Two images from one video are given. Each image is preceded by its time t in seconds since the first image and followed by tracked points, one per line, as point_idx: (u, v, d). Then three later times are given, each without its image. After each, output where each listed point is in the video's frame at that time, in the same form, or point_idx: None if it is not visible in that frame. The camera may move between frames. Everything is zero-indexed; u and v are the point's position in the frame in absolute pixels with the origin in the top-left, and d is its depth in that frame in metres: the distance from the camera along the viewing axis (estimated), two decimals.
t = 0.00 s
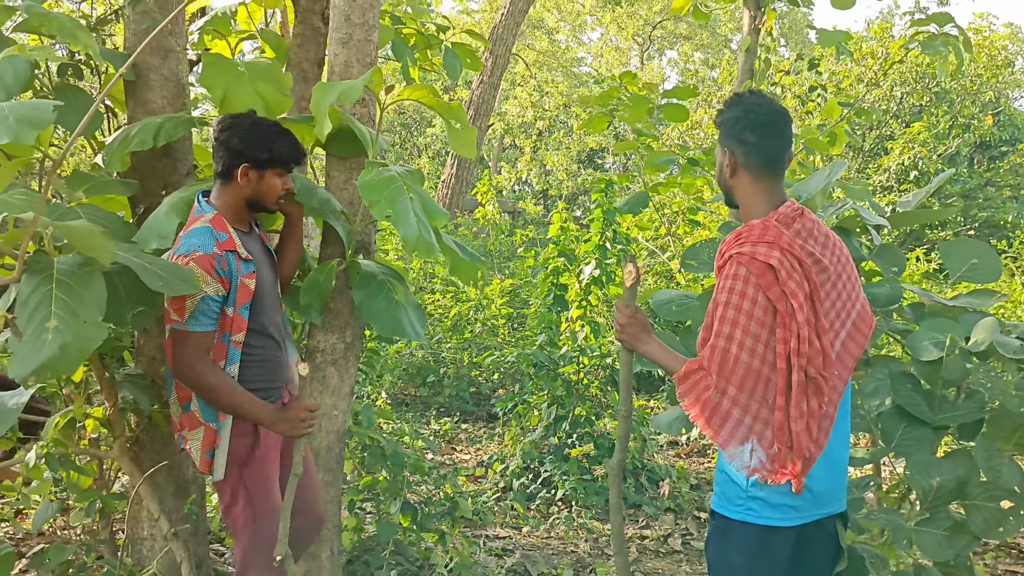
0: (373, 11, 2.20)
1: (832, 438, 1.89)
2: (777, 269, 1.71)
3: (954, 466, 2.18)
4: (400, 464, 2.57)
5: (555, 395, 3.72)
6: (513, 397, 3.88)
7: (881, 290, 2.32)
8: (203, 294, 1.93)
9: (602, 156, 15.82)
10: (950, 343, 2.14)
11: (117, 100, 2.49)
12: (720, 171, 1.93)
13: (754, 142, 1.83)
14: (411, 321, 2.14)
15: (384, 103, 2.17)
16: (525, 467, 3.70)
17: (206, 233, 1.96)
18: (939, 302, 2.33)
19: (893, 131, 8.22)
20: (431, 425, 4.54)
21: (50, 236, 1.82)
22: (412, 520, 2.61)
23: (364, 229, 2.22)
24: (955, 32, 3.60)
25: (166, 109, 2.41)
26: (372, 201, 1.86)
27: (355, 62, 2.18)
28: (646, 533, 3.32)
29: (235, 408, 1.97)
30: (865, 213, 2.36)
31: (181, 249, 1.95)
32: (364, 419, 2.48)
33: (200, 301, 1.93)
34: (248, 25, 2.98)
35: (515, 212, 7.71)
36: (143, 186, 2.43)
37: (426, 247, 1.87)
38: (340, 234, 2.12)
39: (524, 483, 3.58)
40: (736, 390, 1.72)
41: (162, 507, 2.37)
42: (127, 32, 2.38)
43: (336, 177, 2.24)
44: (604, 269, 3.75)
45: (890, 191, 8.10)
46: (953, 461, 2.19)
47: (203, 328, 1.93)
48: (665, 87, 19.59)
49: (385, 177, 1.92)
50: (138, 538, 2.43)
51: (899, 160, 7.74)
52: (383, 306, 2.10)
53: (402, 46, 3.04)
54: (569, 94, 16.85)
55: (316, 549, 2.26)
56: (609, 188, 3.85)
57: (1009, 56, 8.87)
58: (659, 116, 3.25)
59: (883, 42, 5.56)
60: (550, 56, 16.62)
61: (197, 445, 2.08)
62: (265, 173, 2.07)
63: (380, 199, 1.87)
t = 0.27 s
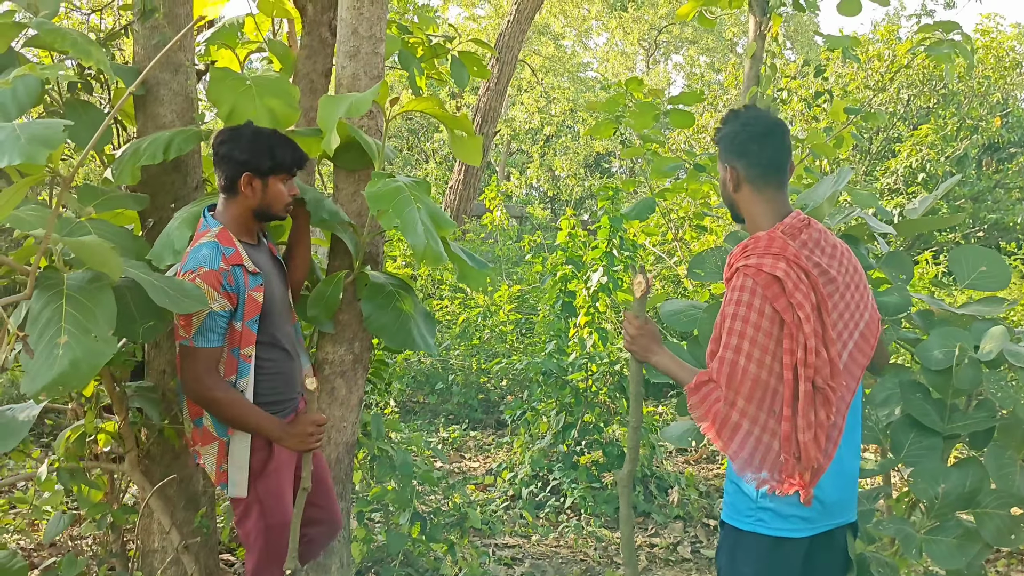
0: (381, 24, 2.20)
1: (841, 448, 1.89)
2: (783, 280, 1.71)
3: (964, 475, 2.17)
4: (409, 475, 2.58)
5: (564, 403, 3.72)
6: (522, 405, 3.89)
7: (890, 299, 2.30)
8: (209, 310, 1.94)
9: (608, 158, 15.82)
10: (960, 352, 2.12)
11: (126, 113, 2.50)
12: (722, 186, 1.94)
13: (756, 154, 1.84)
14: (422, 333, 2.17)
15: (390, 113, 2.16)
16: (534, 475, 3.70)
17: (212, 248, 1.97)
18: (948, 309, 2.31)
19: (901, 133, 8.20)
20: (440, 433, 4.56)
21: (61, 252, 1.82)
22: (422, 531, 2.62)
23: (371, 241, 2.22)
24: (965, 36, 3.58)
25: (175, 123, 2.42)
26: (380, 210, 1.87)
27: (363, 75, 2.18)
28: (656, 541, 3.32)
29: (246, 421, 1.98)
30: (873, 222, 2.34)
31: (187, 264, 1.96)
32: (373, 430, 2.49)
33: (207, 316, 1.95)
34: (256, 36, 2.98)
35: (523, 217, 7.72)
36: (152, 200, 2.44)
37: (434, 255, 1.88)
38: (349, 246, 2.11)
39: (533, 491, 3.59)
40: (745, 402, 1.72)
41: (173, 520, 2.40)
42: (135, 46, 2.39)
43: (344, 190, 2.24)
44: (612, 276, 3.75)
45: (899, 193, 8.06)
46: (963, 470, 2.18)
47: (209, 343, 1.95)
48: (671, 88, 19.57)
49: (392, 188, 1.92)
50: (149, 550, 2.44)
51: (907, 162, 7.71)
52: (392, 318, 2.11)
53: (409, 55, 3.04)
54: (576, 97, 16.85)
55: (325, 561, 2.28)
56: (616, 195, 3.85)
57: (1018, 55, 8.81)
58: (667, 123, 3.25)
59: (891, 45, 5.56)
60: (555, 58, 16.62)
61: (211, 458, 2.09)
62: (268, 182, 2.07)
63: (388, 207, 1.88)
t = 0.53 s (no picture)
0: (379, 42, 2.21)
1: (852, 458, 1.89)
2: (797, 292, 1.71)
3: (965, 490, 2.19)
4: (411, 491, 2.58)
5: (566, 416, 3.71)
6: (523, 419, 3.90)
7: (887, 312, 2.32)
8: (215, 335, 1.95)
9: (610, 167, 15.85)
10: (960, 367, 2.11)
11: (127, 132, 2.51)
12: (728, 205, 1.94)
13: (761, 171, 1.85)
14: (420, 351, 2.14)
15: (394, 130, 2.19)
16: (537, 488, 3.70)
17: (215, 273, 1.98)
18: (946, 323, 2.32)
19: (902, 141, 8.20)
20: (442, 446, 4.58)
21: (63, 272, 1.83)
22: (424, 546, 2.63)
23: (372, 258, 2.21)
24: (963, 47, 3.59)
25: (176, 142, 2.43)
26: (382, 227, 1.86)
27: (362, 93, 2.19)
28: (658, 555, 3.32)
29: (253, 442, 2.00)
30: (870, 234, 2.34)
31: (191, 291, 1.98)
32: (374, 447, 2.50)
33: (213, 342, 1.96)
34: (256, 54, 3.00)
35: (524, 228, 7.74)
36: (153, 219, 2.45)
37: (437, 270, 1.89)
38: (350, 261, 2.13)
39: (536, 505, 3.60)
40: (765, 415, 1.71)
41: (176, 536, 2.41)
42: (136, 65, 2.40)
43: (343, 207, 2.23)
44: (613, 290, 3.76)
45: (900, 201, 8.06)
46: (964, 485, 2.19)
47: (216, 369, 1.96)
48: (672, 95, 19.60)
49: (397, 206, 1.92)
50: (152, 568, 2.45)
51: (908, 170, 7.71)
52: (391, 334, 2.10)
53: (408, 70, 3.05)
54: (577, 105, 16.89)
55: None
56: (616, 208, 3.86)
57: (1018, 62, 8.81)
58: (666, 136, 3.26)
59: (890, 55, 5.57)
60: (556, 67, 16.67)
61: (224, 478, 2.12)
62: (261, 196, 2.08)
63: (391, 222, 1.87)
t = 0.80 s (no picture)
0: (379, 50, 2.21)
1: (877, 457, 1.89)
2: (819, 292, 1.71)
3: (974, 497, 2.15)
4: (414, 499, 2.58)
5: (568, 424, 3.66)
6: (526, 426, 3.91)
7: (889, 318, 2.30)
8: (242, 348, 2.00)
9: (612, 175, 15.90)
10: (963, 372, 2.12)
11: (128, 142, 2.52)
12: (734, 218, 1.95)
13: (767, 184, 1.85)
14: (421, 360, 2.17)
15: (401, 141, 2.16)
16: (539, 497, 3.77)
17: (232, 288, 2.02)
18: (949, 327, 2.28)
19: (904, 146, 8.20)
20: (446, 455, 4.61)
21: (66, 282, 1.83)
22: (427, 554, 2.63)
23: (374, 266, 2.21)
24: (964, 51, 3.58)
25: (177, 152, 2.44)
26: (404, 243, 1.85)
27: (362, 101, 2.19)
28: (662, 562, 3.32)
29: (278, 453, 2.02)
30: (872, 239, 2.30)
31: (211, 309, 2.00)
32: (376, 455, 2.50)
33: (240, 356, 2.00)
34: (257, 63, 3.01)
35: (527, 235, 7.75)
36: (154, 228, 2.45)
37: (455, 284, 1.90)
38: (353, 272, 2.15)
39: (538, 514, 3.69)
40: (799, 416, 1.72)
41: (177, 547, 2.41)
42: (136, 76, 2.41)
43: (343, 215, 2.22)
44: (615, 297, 3.76)
45: (903, 207, 8.06)
46: (972, 492, 2.16)
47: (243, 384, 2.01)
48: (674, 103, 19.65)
49: (410, 220, 1.90)
50: None
51: (910, 176, 7.71)
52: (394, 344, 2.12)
53: (408, 77, 3.06)
54: (579, 113, 16.93)
55: None
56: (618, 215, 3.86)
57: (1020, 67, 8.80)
58: (667, 143, 3.25)
59: (891, 60, 5.57)
60: (558, 75, 16.75)
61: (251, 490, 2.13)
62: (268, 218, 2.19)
63: (408, 238, 1.87)
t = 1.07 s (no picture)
0: (376, 55, 2.23)
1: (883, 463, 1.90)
2: (775, 309, 1.71)
3: (972, 502, 2.16)
4: (413, 502, 2.59)
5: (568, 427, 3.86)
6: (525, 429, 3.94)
7: (880, 323, 2.33)
8: (300, 329, 1.97)
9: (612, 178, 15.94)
10: (955, 377, 2.13)
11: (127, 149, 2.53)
12: (683, 268, 1.98)
13: (711, 239, 1.86)
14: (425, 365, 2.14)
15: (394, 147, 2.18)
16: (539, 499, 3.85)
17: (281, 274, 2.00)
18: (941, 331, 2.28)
19: (902, 148, 8.21)
20: (446, 458, 4.64)
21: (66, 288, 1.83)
22: (426, 557, 2.63)
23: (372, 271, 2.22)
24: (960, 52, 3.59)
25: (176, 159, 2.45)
26: (407, 254, 1.88)
27: (359, 106, 2.20)
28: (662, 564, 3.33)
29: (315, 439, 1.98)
30: (863, 243, 2.34)
31: (264, 292, 1.96)
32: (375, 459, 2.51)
33: (298, 337, 1.96)
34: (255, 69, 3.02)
35: (526, 239, 7.77)
36: (153, 234, 2.46)
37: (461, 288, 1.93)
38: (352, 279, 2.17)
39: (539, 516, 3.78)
40: (789, 434, 1.72)
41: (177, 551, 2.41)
42: (135, 83, 2.42)
43: (341, 220, 2.24)
44: (613, 300, 3.77)
45: (902, 208, 8.07)
46: (970, 497, 2.17)
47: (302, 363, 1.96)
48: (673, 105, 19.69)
49: (409, 229, 1.93)
50: None
51: (909, 177, 7.73)
52: (395, 351, 2.11)
53: (406, 82, 3.08)
54: (578, 116, 16.97)
55: None
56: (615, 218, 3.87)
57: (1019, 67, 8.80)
58: (664, 146, 3.27)
59: (888, 62, 5.59)
60: (557, 78, 16.79)
61: (280, 485, 2.06)
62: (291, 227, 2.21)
63: (411, 251, 1.89)
